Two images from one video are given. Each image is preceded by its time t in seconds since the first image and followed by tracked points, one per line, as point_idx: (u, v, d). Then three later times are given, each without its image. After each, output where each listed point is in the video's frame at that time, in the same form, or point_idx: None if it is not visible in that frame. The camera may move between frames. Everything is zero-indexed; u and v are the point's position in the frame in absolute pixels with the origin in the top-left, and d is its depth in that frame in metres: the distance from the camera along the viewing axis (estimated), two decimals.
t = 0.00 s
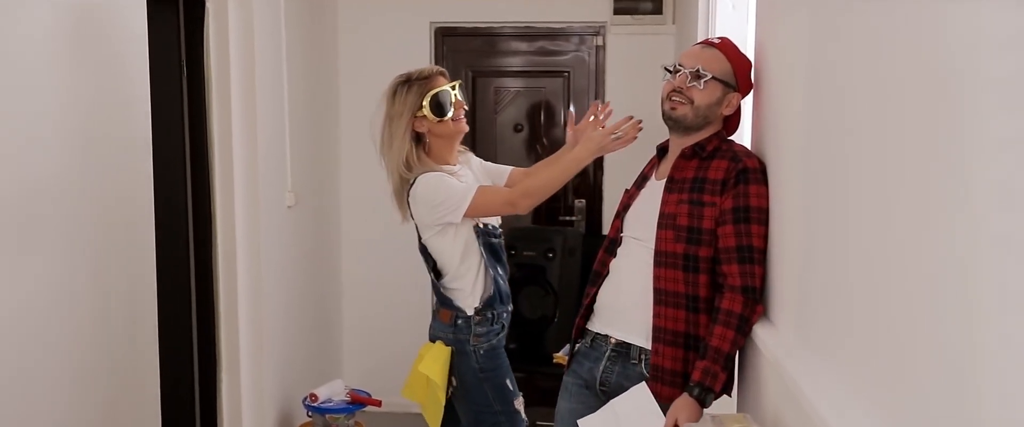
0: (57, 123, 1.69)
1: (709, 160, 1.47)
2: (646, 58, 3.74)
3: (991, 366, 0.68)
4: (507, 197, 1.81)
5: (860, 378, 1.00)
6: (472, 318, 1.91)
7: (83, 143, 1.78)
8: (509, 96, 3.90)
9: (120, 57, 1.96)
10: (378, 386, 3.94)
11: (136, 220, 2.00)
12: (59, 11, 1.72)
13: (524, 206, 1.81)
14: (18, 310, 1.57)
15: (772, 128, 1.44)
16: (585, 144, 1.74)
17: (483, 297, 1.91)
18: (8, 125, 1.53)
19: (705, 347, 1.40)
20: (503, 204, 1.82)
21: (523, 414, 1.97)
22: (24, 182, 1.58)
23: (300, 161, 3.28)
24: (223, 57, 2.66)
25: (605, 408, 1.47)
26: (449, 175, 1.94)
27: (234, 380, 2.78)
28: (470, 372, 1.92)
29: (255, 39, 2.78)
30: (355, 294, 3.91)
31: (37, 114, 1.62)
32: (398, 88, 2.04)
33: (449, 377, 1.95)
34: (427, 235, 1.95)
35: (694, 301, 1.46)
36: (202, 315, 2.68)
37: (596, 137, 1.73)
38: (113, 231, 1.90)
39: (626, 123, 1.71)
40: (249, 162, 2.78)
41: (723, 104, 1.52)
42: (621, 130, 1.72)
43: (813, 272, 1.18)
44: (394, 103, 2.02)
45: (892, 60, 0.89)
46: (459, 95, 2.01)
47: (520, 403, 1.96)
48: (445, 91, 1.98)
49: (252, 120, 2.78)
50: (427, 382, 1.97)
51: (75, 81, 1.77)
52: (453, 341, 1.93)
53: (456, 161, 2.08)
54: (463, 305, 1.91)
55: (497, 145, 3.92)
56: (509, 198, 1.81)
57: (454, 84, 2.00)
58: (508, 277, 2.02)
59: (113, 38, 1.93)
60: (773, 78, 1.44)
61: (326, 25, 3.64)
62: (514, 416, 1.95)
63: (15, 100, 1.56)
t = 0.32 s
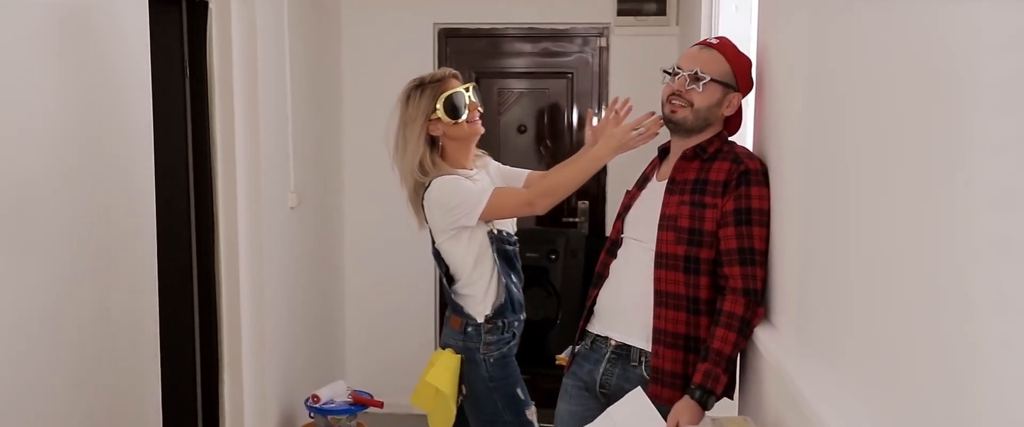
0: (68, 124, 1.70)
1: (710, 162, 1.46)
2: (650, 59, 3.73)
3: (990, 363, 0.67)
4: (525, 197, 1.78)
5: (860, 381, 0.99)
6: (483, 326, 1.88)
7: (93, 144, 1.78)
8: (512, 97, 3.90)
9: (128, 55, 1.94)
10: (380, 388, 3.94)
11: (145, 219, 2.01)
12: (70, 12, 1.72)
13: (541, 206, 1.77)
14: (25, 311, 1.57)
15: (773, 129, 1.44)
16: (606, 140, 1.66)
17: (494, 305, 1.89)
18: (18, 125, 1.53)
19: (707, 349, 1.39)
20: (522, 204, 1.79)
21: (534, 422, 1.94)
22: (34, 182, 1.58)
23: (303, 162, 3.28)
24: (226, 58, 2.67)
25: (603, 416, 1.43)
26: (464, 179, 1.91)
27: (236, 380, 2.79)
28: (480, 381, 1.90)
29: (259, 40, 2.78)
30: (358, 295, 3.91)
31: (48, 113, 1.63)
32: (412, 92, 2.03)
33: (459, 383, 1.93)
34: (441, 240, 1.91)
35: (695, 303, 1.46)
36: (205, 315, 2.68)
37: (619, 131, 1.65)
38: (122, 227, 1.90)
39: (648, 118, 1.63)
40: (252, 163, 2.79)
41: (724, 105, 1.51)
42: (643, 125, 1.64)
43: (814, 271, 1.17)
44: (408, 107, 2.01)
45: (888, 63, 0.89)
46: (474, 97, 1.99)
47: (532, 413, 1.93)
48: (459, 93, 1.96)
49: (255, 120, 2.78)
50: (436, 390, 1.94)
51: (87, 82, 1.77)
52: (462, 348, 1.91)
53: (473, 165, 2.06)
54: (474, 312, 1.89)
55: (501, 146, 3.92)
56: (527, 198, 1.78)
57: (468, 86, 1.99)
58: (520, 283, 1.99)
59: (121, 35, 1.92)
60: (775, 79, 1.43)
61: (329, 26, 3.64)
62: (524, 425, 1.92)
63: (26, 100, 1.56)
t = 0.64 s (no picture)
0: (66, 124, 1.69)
1: (710, 165, 1.46)
2: (652, 61, 3.73)
3: (986, 366, 0.67)
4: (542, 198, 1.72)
5: (858, 385, 0.98)
6: (495, 329, 1.84)
7: (93, 145, 1.78)
8: (515, 99, 3.89)
9: (129, 56, 1.94)
10: (381, 389, 3.94)
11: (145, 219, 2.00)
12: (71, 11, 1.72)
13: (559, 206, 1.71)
14: (24, 310, 1.56)
15: (773, 131, 1.43)
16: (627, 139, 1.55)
17: (507, 309, 1.85)
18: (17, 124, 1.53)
19: (707, 352, 1.38)
20: (539, 204, 1.73)
21: None
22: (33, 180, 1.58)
23: (304, 163, 3.27)
24: (227, 58, 2.67)
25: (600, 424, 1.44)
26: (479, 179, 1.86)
27: (236, 380, 2.78)
28: (492, 385, 1.87)
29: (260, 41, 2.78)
30: (359, 296, 3.91)
31: (46, 112, 1.62)
32: (425, 91, 1.99)
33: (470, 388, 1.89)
34: (452, 240, 1.87)
35: (694, 306, 1.45)
36: (205, 315, 2.68)
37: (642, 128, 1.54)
38: (123, 228, 1.90)
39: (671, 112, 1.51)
40: (252, 163, 2.78)
41: (722, 106, 1.50)
42: (666, 122, 1.51)
43: (814, 273, 1.17)
44: (422, 107, 1.97)
45: (886, 65, 0.88)
46: (488, 95, 1.96)
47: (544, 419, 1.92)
48: (473, 91, 1.93)
49: (256, 121, 2.78)
50: (447, 393, 1.91)
51: (89, 81, 1.77)
52: (474, 352, 1.87)
53: (487, 165, 2.02)
54: (486, 315, 1.85)
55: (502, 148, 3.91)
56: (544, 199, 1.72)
57: (482, 85, 1.96)
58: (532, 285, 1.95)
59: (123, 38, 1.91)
60: (776, 79, 1.42)
61: (331, 27, 3.64)
62: None
63: (26, 100, 1.56)
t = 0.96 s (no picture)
0: (68, 122, 1.67)
1: (709, 165, 1.45)
2: (653, 62, 3.72)
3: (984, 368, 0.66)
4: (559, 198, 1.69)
5: (858, 386, 0.97)
6: (508, 331, 1.81)
7: (95, 142, 1.75)
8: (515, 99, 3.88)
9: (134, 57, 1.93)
10: (381, 390, 3.94)
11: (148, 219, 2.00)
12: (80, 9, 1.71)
13: (577, 206, 1.68)
14: (25, 310, 1.56)
15: (773, 132, 1.43)
16: (652, 136, 1.49)
17: (520, 309, 1.82)
18: (19, 124, 1.52)
19: (706, 354, 1.38)
20: (558, 202, 1.69)
21: None
22: (36, 180, 1.57)
23: (304, 162, 3.27)
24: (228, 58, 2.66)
25: None
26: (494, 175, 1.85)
27: (236, 379, 2.78)
28: (503, 388, 1.84)
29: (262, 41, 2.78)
30: (359, 296, 3.91)
31: (49, 111, 1.61)
32: (440, 85, 1.96)
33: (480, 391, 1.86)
34: (464, 239, 1.85)
35: (692, 307, 1.45)
36: (205, 314, 2.68)
37: (663, 129, 1.47)
38: (128, 227, 1.90)
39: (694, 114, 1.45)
40: (253, 163, 2.78)
41: (718, 105, 1.49)
42: (690, 119, 1.46)
43: (813, 274, 1.16)
44: (436, 101, 1.94)
45: (885, 67, 0.88)
46: (503, 92, 1.94)
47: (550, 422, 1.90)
48: (489, 86, 1.91)
49: (257, 120, 2.77)
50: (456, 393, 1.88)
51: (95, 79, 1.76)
52: (486, 353, 1.84)
53: (500, 161, 2.00)
54: (500, 315, 1.82)
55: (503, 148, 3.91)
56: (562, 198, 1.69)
57: (497, 81, 1.94)
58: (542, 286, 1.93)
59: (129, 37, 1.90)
60: (776, 80, 1.42)
61: (332, 26, 3.64)
62: None
63: (30, 99, 1.55)
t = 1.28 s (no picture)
0: (66, 122, 1.66)
1: (707, 165, 1.45)
2: (653, 62, 3.72)
3: (980, 371, 0.65)
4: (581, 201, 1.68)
5: (855, 386, 0.97)
6: (517, 330, 1.81)
7: (92, 143, 1.75)
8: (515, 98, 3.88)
9: (132, 56, 1.93)
10: (381, 389, 3.94)
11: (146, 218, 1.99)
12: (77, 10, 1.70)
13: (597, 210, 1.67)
14: (25, 309, 1.55)
15: (772, 131, 1.42)
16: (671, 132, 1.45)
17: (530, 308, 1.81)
18: (20, 124, 1.51)
19: (705, 354, 1.38)
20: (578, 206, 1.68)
21: None
22: (35, 178, 1.56)
23: (304, 161, 3.27)
24: (228, 56, 2.64)
25: None
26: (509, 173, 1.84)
27: (235, 378, 2.78)
28: (510, 388, 1.82)
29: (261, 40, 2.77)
30: (359, 295, 3.90)
31: (49, 110, 1.60)
32: (454, 79, 1.93)
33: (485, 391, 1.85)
34: (476, 237, 1.85)
35: (690, 306, 1.45)
36: (204, 313, 2.68)
37: (680, 125, 1.44)
38: (126, 226, 1.89)
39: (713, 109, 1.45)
40: (252, 162, 2.78)
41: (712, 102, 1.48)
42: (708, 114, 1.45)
43: (811, 272, 1.15)
44: (450, 96, 1.92)
45: (883, 67, 0.88)
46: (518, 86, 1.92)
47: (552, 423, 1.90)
48: (504, 81, 1.89)
49: (256, 119, 2.77)
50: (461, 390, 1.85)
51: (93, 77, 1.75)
52: (494, 352, 1.82)
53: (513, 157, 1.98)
54: (509, 314, 1.81)
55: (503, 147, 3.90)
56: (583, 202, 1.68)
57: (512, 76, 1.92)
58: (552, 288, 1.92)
59: (126, 37, 1.90)
60: (775, 78, 1.41)
61: (332, 25, 3.63)
62: None
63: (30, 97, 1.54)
